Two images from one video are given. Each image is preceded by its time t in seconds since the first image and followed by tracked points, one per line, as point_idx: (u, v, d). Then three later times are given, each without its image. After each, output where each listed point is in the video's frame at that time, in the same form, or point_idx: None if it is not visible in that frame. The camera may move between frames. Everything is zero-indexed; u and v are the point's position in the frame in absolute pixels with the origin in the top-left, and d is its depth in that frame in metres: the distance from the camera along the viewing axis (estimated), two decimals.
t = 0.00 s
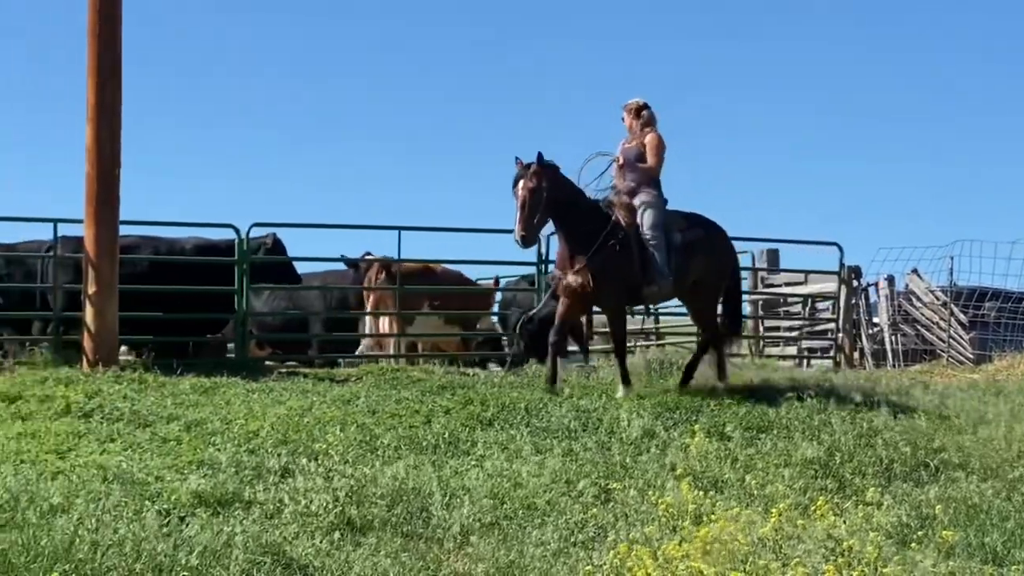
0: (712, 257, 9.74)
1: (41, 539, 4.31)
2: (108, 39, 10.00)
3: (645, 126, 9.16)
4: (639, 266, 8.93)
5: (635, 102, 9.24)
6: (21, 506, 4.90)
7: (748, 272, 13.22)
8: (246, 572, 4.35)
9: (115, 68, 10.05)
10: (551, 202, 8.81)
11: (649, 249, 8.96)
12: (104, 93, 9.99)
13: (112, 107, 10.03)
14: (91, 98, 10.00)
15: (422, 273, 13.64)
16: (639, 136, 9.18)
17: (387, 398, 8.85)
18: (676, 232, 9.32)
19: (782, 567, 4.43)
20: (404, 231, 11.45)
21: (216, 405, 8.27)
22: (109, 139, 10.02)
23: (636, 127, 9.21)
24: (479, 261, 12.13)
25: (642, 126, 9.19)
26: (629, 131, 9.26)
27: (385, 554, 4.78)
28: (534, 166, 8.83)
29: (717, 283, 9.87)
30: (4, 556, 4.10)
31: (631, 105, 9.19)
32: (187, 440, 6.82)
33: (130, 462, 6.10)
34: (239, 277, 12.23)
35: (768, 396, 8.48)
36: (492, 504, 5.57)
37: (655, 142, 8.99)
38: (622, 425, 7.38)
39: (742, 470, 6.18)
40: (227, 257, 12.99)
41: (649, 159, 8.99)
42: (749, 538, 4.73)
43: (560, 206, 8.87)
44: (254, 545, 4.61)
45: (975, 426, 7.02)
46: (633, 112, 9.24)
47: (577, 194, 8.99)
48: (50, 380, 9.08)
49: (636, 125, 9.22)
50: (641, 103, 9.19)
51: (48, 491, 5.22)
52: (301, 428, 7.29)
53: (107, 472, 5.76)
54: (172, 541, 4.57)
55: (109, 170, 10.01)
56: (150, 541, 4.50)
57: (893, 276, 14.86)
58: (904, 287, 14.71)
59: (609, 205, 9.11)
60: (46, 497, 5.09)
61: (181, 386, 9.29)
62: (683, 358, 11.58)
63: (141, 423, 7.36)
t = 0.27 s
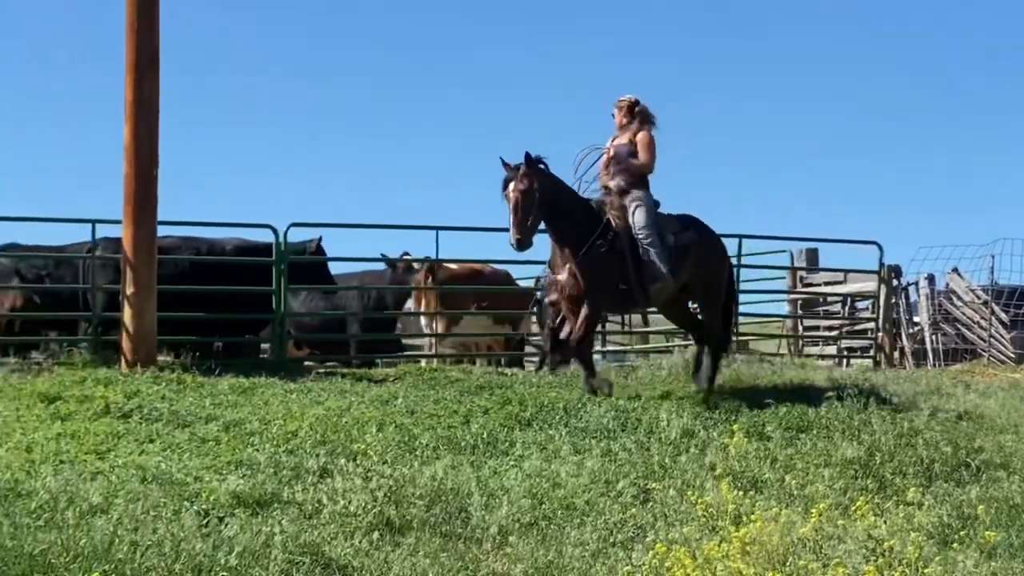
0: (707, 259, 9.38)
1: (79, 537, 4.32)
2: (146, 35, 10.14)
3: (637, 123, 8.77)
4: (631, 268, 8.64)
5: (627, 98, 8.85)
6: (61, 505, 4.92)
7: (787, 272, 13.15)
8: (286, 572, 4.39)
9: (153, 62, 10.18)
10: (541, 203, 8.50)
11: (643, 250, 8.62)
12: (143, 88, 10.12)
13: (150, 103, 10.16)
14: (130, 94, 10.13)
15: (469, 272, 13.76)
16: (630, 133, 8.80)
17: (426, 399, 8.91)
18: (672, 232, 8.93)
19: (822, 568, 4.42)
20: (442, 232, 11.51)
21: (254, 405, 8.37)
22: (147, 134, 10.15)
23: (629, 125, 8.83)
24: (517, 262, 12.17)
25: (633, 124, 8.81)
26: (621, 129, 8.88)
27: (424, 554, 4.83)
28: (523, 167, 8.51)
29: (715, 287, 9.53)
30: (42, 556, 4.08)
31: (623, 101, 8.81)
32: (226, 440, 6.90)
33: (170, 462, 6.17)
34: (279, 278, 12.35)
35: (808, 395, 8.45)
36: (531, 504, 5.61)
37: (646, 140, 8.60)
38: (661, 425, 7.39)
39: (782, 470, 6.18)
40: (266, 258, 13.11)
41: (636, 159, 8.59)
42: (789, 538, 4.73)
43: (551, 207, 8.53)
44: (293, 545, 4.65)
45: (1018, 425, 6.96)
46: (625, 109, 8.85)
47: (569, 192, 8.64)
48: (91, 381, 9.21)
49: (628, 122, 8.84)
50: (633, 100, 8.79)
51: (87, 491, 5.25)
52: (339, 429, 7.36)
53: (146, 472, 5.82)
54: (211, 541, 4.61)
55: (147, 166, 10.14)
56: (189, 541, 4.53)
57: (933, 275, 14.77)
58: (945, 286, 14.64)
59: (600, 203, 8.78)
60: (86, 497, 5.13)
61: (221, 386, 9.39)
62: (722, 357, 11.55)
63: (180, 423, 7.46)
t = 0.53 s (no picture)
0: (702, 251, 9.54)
1: (119, 538, 4.37)
2: (184, 43, 10.28)
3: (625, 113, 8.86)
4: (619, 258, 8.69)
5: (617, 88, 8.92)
6: (101, 506, 4.99)
7: (825, 272, 13.08)
8: (325, 572, 4.44)
9: (191, 69, 10.32)
10: (532, 201, 8.43)
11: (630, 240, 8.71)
12: (181, 95, 10.27)
13: (189, 108, 10.32)
14: (169, 100, 10.29)
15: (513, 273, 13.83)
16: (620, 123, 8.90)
17: (464, 399, 8.98)
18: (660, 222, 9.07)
19: (861, 568, 4.43)
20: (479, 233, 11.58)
21: (293, 406, 8.49)
22: (186, 139, 10.30)
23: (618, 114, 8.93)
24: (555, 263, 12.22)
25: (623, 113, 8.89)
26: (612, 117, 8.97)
27: (463, 554, 4.88)
28: (512, 166, 8.42)
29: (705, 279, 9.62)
30: (83, 556, 4.12)
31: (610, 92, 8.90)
32: (265, 440, 7.01)
33: (209, 463, 6.27)
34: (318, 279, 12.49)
35: (848, 395, 8.43)
36: (569, 504, 5.65)
37: (634, 130, 8.69)
38: (699, 426, 7.41)
39: (821, 470, 6.18)
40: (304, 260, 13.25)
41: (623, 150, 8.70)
42: (828, 538, 4.73)
43: (543, 204, 8.48)
44: (332, 545, 4.71)
45: None
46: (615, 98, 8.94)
47: (556, 188, 8.62)
48: (130, 382, 9.35)
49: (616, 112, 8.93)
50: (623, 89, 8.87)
51: (127, 492, 5.33)
52: (377, 429, 7.45)
53: (186, 473, 5.91)
54: (250, 541, 4.67)
55: (185, 171, 10.31)
56: (228, 542, 4.59)
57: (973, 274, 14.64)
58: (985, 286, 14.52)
59: (589, 193, 8.92)
60: (126, 497, 5.20)
61: (260, 387, 9.52)
62: (761, 357, 11.54)
63: (220, 423, 7.57)
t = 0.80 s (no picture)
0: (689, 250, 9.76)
1: (159, 538, 4.38)
2: (221, 39, 10.40)
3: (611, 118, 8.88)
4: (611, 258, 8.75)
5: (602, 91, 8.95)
6: (140, 506, 5.04)
7: (863, 272, 13.03)
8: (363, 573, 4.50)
9: (229, 64, 10.45)
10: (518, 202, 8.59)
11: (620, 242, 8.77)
12: (219, 90, 10.40)
13: (227, 103, 10.43)
14: (207, 97, 10.41)
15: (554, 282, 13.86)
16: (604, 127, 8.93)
17: (502, 400, 9.04)
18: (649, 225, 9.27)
19: (901, 569, 4.43)
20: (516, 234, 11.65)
21: (330, 406, 8.59)
22: (225, 134, 10.43)
23: (604, 120, 8.94)
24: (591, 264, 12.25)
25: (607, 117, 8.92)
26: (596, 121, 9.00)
27: (501, 555, 4.93)
28: (500, 166, 8.64)
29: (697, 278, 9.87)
30: (122, 555, 4.13)
31: (596, 97, 8.92)
32: (303, 441, 7.11)
33: (248, 464, 6.36)
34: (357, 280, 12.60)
35: (887, 396, 8.41)
36: (607, 505, 5.69)
37: (618, 135, 8.70)
38: (737, 426, 7.42)
39: (859, 470, 6.18)
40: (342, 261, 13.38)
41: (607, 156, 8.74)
42: (867, 539, 4.74)
43: (529, 206, 8.63)
44: (371, 545, 4.77)
45: None
46: (599, 102, 8.96)
47: (545, 189, 8.77)
48: (168, 383, 9.48)
49: (602, 117, 8.94)
50: (608, 93, 8.89)
51: (166, 492, 5.39)
52: (415, 430, 7.52)
53: (224, 473, 5.99)
54: (289, 542, 4.73)
55: (223, 166, 10.44)
56: (266, 542, 4.64)
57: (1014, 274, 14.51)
58: None
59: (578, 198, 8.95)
60: (165, 498, 5.27)
61: (298, 388, 9.63)
62: (800, 358, 11.50)
63: (257, 424, 7.68)
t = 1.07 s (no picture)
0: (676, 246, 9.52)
1: (194, 539, 4.48)
2: (256, 45, 10.51)
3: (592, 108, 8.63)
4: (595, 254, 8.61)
5: (584, 80, 8.68)
6: (176, 507, 5.15)
7: (897, 272, 13.00)
8: (399, 573, 4.56)
9: (263, 70, 10.56)
10: (492, 201, 8.54)
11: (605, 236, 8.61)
12: (253, 96, 10.51)
13: (261, 109, 10.56)
14: (242, 103, 10.54)
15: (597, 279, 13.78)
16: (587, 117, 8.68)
17: (534, 401, 9.08)
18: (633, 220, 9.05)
19: (938, 570, 4.45)
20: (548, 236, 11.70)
21: (364, 407, 8.69)
22: (258, 140, 10.56)
23: (586, 110, 8.69)
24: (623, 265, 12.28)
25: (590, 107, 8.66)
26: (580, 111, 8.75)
27: (536, 555, 4.98)
28: (471, 166, 8.59)
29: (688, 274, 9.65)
30: (158, 557, 4.23)
31: (577, 86, 8.66)
32: (337, 442, 7.20)
33: (283, 464, 6.46)
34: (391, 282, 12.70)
35: (923, 396, 8.38)
36: (641, 506, 5.73)
37: (599, 127, 8.46)
38: (771, 427, 7.43)
39: (895, 471, 6.18)
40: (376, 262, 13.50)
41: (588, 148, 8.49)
42: (903, 540, 4.76)
43: (501, 203, 8.56)
44: (407, 546, 4.84)
45: None
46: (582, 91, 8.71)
47: (521, 184, 8.66)
48: (203, 384, 9.62)
49: (584, 107, 8.70)
50: (591, 82, 8.62)
51: (201, 493, 5.49)
52: (449, 431, 7.59)
53: (259, 474, 6.09)
54: (323, 542, 4.81)
55: (256, 171, 10.57)
56: (302, 543, 4.72)
57: None
58: None
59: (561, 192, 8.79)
60: (199, 499, 5.37)
61: (332, 389, 9.74)
62: (835, 358, 11.46)
63: (291, 425, 7.78)
